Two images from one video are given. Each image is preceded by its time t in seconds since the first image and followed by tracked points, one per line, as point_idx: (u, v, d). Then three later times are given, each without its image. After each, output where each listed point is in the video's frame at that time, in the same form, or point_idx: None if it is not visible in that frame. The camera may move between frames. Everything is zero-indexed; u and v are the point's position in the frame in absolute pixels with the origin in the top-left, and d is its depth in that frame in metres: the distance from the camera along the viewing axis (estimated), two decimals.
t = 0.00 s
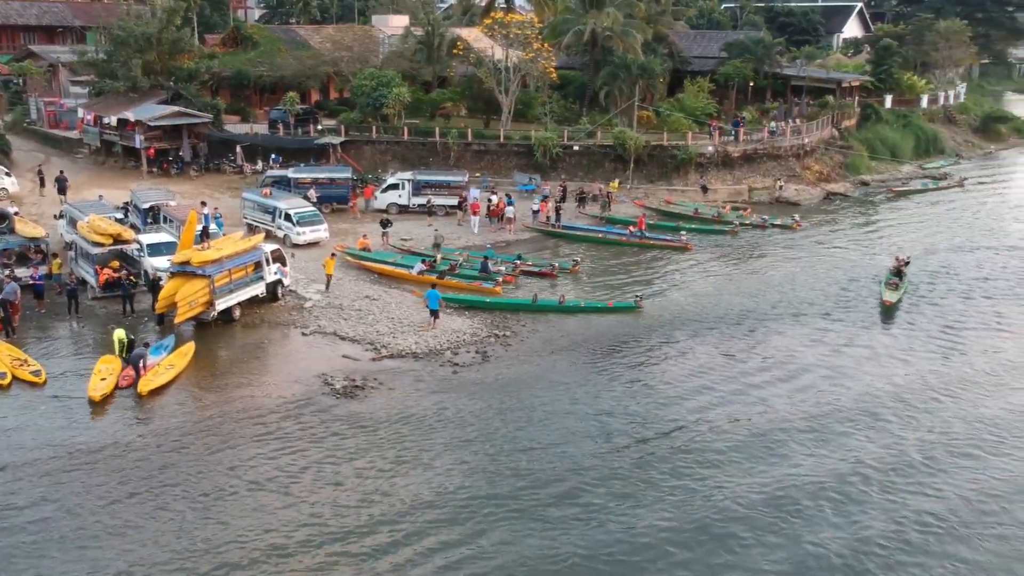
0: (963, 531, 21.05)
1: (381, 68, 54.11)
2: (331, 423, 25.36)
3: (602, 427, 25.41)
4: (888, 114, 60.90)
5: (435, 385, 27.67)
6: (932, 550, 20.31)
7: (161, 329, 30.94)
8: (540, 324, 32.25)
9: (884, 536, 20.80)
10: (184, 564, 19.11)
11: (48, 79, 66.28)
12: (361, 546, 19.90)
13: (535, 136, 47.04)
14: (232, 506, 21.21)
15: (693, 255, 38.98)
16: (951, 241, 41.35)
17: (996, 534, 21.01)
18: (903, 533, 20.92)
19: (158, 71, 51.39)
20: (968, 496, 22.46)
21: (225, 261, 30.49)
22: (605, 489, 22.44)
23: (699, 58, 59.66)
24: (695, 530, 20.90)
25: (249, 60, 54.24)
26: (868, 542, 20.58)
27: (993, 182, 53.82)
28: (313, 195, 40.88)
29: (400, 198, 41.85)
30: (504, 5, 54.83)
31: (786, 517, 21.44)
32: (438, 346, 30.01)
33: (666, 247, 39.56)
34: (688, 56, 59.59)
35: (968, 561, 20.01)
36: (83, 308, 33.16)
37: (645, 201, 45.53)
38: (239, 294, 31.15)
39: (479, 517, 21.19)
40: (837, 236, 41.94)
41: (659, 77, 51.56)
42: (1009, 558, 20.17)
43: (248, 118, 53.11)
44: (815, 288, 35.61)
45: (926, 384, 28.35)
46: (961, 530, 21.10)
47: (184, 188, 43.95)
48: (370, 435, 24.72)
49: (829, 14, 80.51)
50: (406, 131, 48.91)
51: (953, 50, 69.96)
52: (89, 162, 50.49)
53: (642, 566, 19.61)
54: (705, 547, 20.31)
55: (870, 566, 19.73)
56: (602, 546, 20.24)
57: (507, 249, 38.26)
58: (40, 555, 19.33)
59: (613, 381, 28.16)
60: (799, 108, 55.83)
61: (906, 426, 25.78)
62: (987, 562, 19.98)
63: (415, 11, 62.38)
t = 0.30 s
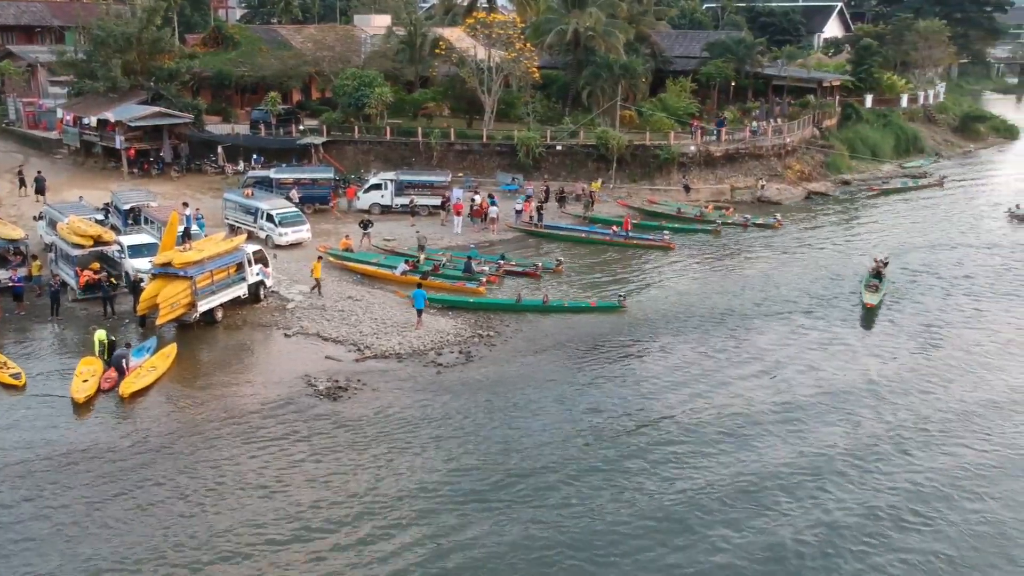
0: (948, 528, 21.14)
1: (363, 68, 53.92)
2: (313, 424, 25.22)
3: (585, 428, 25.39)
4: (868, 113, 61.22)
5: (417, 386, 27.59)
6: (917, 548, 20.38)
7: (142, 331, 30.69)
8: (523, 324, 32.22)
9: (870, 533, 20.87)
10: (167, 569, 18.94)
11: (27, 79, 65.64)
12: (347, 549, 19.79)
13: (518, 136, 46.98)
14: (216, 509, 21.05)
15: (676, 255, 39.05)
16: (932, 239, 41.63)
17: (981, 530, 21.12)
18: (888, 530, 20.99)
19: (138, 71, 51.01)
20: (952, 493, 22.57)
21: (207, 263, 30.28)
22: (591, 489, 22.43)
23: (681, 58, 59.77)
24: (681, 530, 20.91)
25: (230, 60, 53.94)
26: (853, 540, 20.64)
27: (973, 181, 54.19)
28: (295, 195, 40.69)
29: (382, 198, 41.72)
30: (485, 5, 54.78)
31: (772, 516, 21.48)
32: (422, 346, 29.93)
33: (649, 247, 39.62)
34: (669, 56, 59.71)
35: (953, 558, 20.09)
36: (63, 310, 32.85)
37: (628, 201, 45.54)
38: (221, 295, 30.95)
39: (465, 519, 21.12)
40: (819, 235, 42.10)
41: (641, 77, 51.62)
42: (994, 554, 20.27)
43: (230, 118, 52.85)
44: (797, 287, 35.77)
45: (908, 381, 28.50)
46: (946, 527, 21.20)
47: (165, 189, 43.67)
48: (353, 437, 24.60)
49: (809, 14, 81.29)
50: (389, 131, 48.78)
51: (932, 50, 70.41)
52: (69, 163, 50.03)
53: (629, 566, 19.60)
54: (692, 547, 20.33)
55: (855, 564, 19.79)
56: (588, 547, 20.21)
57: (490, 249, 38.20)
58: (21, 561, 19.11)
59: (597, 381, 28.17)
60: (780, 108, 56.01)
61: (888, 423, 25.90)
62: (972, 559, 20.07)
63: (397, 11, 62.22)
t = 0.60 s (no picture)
0: (931, 525, 21.23)
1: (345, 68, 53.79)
2: (296, 426, 25.10)
3: (569, 427, 25.40)
4: (849, 113, 61.55)
5: (402, 386, 27.50)
6: (901, 545, 20.46)
7: (124, 334, 30.46)
8: (506, 324, 32.21)
9: (854, 531, 20.95)
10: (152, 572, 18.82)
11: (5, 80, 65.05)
12: (335, 550, 19.71)
13: (500, 136, 46.94)
14: (199, 512, 20.90)
15: (659, 254, 39.12)
16: (913, 238, 41.90)
17: (964, 527, 21.22)
18: (872, 528, 21.06)
19: (118, 72, 50.68)
20: (935, 490, 22.67)
21: (188, 264, 30.08)
22: (576, 488, 22.41)
23: (662, 58, 59.90)
24: (667, 529, 20.90)
25: (211, 61, 53.67)
26: (838, 537, 20.70)
27: (953, 180, 54.61)
28: (276, 196, 40.51)
29: (365, 199, 41.59)
30: (467, 5, 54.73)
31: (757, 514, 21.51)
32: (406, 347, 29.86)
33: (633, 247, 39.70)
34: (651, 56, 59.87)
35: (937, 555, 20.17)
36: (43, 312, 32.56)
37: (611, 200, 45.55)
38: (203, 297, 30.76)
39: (449, 519, 21.05)
40: (801, 234, 42.29)
41: (623, 77, 51.70)
42: (977, 551, 20.38)
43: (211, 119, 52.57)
44: (779, 285, 35.91)
45: (890, 379, 28.65)
46: (929, 523, 21.29)
47: (146, 190, 43.37)
48: (336, 439, 24.50)
49: (790, 14, 81.70)
50: (371, 132, 48.67)
51: (911, 50, 70.87)
52: (48, 165, 49.61)
53: (615, 566, 19.58)
54: (679, 546, 20.32)
55: (840, 562, 19.85)
56: (574, 547, 20.19)
57: (473, 249, 38.16)
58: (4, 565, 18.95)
59: (580, 380, 28.17)
60: (761, 108, 56.23)
61: (871, 421, 26.02)
62: (955, 556, 20.16)
63: (379, 11, 62.06)
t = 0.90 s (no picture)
0: (917, 522, 21.33)
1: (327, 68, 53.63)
2: (279, 427, 25.00)
3: (553, 426, 25.40)
4: (830, 113, 61.84)
5: (385, 387, 27.43)
6: (888, 542, 20.54)
7: (105, 336, 30.23)
8: (490, 324, 32.18)
9: (837, 527, 21.07)
10: None
11: None
12: (320, 552, 19.65)
13: (483, 136, 46.92)
14: (182, 516, 20.75)
15: (642, 254, 39.18)
16: (894, 236, 42.15)
17: (949, 523, 21.33)
18: (857, 525, 21.14)
19: (98, 72, 50.33)
20: (919, 487, 22.77)
21: (170, 266, 29.90)
22: (562, 488, 22.39)
23: (645, 58, 60.01)
24: (653, 528, 20.91)
25: (193, 61, 53.37)
26: (825, 536, 20.72)
27: (933, 179, 54.99)
28: (258, 197, 40.31)
29: (348, 199, 41.42)
30: (450, 5, 54.63)
31: (743, 513, 21.54)
32: (390, 347, 29.80)
33: (616, 246, 39.74)
34: (634, 56, 59.98)
35: (923, 552, 20.25)
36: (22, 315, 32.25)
37: (594, 200, 45.59)
38: (185, 298, 30.58)
39: (436, 521, 20.97)
40: (783, 233, 42.47)
41: (606, 77, 51.76)
42: (961, 547, 20.50)
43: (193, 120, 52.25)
44: (761, 284, 36.02)
45: (873, 376, 28.78)
46: (915, 520, 21.39)
47: (127, 191, 43.09)
48: (321, 440, 24.37)
49: (771, 15, 82.03)
50: (354, 132, 48.53)
51: (892, 50, 71.21)
52: (28, 166, 49.18)
53: (603, 566, 19.56)
54: (665, 545, 20.34)
55: (825, 559, 19.91)
56: (561, 547, 20.15)
57: (457, 250, 38.12)
58: None
59: (564, 380, 28.17)
60: (743, 108, 56.42)
61: (855, 418, 26.13)
62: (941, 553, 20.26)
63: (361, 11, 61.88)
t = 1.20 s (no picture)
0: (899, 519, 21.42)
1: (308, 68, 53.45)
2: (260, 429, 24.88)
3: (535, 426, 25.40)
4: (810, 113, 62.13)
5: (367, 388, 27.34)
6: (870, 540, 20.63)
7: (84, 338, 29.97)
8: (471, 324, 32.15)
9: (818, 523, 21.22)
10: None
11: None
12: (302, 554, 19.60)
13: (465, 136, 46.91)
14: (163, 521, 20.56)
15: (624, 253, 39.26)
16: (874, 235, 42.42)
17: (931, 519, 21.44)
18: (840, 523, 21.21)
19: (77, 72, 49.93)
20: (901, 484, 22.88)
21: (150, 267, 29.69)
22: (546, 489, 22.38)
23: (626, 58, 60.13)
24: (637, 528, 20.90)
25: (172, 61, 53.02)
26: (808, 534, 20.77)
27: (912, 178, 55.40)
28: (239, 198, 40.10)
29: (329, 199, 41.24)
30: (430, 5, 54.51)
31: (726, 511, 21.58)
32: (372, 348, 29.71)
33: (598, 246, 39.77)
34: (615, 56, 60.09)
35: (905, 549, 20.35)
36: None
37: (576, 200, 45.64)
38: (165, 300, 30.36)
39: (419, 523, 20.90)
40: (764, 232, 42.66)
41: (587, 77, 51.82)
42: (943, 543, 20.61)
43: (172, 120, 51.88)
44: (742, 282, 36.15)
45: (854, 373, 28.95)
46: (897, 517, 21.48)
47: (106, 192, 42.76)
48: (302, 442, 24.25)
49: (751, 15, 82.32)
50: (335, 132, 48.39)
51: (871, 50, 71.59)
52: (6, 167, 48.70)
53: (586, 567, 19.55)
54: (649, 546, 20.33)
55: (808, 557, 19.97)
56: (545, 548, 20.15)
57: (439, 249, 38.08)
58: None
59: (546, 379, 28.19)
60: (724, 108, 56.61)
61: (836, 415, 26.25)
62: (923, 549, 20.35)
63: (341, 11, 61.64)
